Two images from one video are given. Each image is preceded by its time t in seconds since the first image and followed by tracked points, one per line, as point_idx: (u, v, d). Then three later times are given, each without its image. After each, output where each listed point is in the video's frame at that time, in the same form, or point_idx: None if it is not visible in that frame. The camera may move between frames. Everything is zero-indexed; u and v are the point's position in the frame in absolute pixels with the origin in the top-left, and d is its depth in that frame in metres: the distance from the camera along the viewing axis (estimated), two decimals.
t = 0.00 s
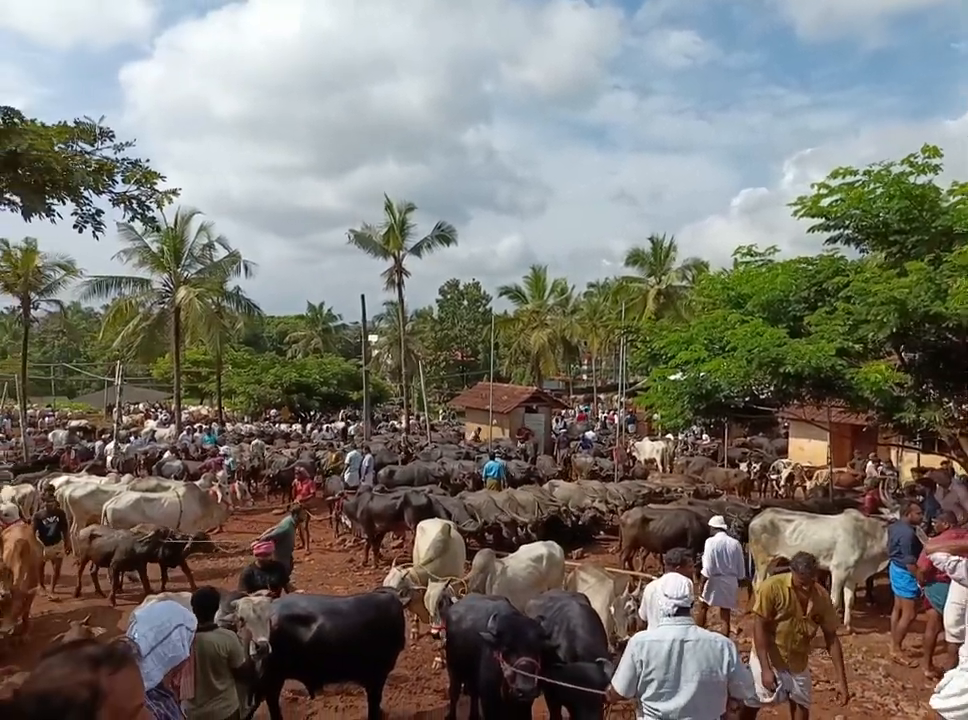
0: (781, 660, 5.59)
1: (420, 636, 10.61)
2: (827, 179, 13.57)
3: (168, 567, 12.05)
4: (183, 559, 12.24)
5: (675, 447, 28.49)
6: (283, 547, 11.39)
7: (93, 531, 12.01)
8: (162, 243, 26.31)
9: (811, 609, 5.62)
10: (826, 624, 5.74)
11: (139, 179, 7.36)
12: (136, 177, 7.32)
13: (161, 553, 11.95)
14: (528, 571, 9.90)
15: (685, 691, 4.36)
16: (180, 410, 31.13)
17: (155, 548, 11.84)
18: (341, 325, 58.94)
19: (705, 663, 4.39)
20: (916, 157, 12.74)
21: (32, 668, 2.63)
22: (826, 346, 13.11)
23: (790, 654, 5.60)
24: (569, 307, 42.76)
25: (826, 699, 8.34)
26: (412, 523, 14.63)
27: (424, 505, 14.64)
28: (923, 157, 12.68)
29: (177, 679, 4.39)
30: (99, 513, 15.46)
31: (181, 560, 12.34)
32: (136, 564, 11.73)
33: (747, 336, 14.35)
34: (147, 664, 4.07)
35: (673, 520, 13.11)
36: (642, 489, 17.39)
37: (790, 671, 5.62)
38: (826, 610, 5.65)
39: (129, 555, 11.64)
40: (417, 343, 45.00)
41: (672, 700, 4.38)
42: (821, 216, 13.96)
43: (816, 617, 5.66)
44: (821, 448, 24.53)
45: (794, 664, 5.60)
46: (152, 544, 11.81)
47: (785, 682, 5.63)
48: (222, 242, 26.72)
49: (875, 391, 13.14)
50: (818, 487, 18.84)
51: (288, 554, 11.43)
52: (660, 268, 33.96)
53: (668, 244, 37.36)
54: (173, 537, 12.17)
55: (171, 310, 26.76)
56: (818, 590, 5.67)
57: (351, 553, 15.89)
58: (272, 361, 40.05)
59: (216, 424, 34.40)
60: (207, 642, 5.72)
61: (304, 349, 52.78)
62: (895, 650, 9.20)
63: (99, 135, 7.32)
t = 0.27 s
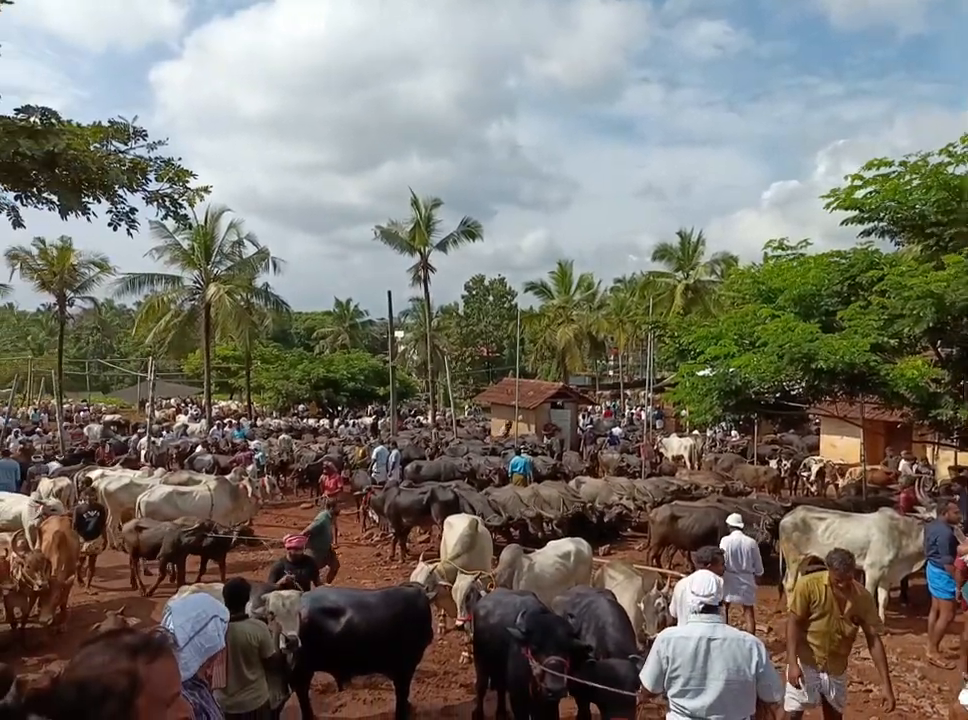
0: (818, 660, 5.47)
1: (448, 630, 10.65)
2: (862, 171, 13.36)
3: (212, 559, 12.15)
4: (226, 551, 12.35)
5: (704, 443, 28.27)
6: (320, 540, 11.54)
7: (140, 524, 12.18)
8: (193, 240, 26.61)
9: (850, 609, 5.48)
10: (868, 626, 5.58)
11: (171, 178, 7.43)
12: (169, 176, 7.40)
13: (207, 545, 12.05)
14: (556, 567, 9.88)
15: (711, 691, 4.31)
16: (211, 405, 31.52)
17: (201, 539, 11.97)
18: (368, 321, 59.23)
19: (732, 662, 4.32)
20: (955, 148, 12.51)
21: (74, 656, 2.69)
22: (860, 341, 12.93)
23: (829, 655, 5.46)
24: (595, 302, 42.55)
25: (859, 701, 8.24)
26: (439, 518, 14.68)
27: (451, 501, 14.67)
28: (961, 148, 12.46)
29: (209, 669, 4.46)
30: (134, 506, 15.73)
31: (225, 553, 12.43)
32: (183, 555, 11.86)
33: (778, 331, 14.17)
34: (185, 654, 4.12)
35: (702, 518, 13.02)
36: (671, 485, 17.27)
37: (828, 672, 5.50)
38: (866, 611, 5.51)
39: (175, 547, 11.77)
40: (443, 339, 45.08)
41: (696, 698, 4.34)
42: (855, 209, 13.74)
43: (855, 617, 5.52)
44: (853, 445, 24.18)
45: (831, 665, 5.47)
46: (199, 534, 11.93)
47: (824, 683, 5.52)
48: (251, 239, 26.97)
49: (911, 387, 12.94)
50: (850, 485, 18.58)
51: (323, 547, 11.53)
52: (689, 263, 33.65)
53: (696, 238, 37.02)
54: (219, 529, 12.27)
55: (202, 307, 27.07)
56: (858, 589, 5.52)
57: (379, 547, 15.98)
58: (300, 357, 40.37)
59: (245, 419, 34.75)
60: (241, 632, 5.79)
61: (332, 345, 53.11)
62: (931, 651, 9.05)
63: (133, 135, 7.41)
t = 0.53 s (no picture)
0: (850, 673, 5.32)
1: (471, 629, 10.67)
2: (894, 169, 13.16)
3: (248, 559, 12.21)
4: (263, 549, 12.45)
5: (730, 445, 28.00)
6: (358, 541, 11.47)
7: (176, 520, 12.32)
8: (221, 240, 26.91)
9: (880, 619, 5.37)
10: (899, 635, 5.45)
11: (202, 179, 7.52)
12: (199, 177, 7.49)
13: (244, 544, 12.14)
14: (580, 568, 9.84)
15: (736, 698, 4.26)
16: (237, 404, 31.86)
17: (238, 538, 12.07)
18: (392, 321, 59.46)
19: (757, 667, 4.26)
20: None
21: (107, 649, 2.72)
22: (892, 343, 12.74)
23: (861, 667, 5.31)
24: (620, 302, 42.32)
25: (890, 708, 8.11)
26: (463, 517, 14.71)
27: (474, 500, 14.69)
28: None
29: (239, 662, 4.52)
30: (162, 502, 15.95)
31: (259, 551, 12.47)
32: (222, 552, 11.97)
33: (807, 331, 14.00)
34: (214, 649, 4.17)
35: (728, 521, 12.91)
36: (697, 487, 17.13)
37: (860, 686, 5.35)
38: (896, 620, 5.40)
39: (217, 544, 11.90)
40: (467, 338, 45.13)
41: (720, 702, 4.30)
42: (886, 208, 13.54)
43: (886, 628, 5.39)
44: (884, 448, 23.82)
45: (865, 678, 5.33)
46: (236, 532, 12.06)
47: (857, 697, 5.35)
48: (278, 239, 27.20)
49: (944, 389, 12.73)
50: (879, 488, 18.30)
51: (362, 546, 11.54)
52: (715, 262, 33.35)
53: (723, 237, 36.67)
54: (255, 527, 12.37)
55: (230, 306, 27.37)
56: (887, 598, 5.42)
57: (403, 545, 16.04)
58: (325, 356, 40.65)
59: (271, 417, 35.05)
60: (268, 626, 5.84)
61: (357, 345, 53.42)
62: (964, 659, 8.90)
63: (164, 137, 7.50)
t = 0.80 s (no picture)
0: (877, 687, 4.98)
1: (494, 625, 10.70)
2: (924, 163, 12.97)
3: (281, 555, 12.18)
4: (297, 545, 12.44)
5: (755, 443, 27.75)
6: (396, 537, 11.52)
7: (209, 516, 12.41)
8: (245, 238, 27.15)
9: (902, 625, 5.02)
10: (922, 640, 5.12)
11: (228, 177, 7.59)
12: (225, 175, 7.56)
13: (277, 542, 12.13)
14: (602, 566, 9.80)
15: (759, 700, 4.23)
16: (261, 400, 32.14)
17: (271, 536, 12.13)
18: (414, 318, 59.60)
19: (781, 669, 4.21)
20: None
21: (136, 641, 2.72)
22: (922, 340, 12.57)
23: (889, 679, 4.98)
24: (643, 299, 42.08)
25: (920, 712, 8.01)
26: (485, 514, 14.74)
27: (497, 497, 14.71)
28: None
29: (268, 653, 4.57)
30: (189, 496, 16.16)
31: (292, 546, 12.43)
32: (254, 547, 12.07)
33: (835, 328, 13.84)
34: (242, 642, 4.23)
35: (753, 521, 12.81)
36: (721, 485, 17.00)
37: (890, 700, 5.00)
38: (918, 624, 5.06)
39: (250, 540, 12.04)
40: (489, 335, 45.13)
41: (742, 702, 4.29)
42: (917, 202, 13.34)
43: (909, 634, 5.05)
44: (913, 448, 23.47)
45: (893, 690, 4.99)
46: (269, 531, 12.10)
47: (887, 712, 5.00)
48: (301, 237, 27.38)
49: None
50: (908, 489, 18.05)
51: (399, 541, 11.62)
52: (740, 259, 33.04)
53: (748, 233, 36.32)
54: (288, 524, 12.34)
55: (254, 303, 27.60)
56: (906, 601, 5.08)
57: (426, 541, 16.10)
58: (348, 353, 40.87)
59: (294, 413, 35.32)
60: (293, 619, 5.91)
61: (379, 341, 53.65)
62: None
63: (191, 136, 7.58)
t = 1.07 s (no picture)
0: (906, 687, 4.95)
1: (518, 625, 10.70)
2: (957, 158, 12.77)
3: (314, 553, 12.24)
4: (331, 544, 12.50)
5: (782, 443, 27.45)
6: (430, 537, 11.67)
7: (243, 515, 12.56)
8: (271, 238, 27.39)
9: (929, 623, 4.93)
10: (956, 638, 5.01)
11: (255, 178, 7.67)
12: (253, 176, 7.64)
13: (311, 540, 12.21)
14: (628, 565, 9.78)
15: (786, 701, 4.19)
16: (286, 399, 32.40)
17: (305, 533, 12.22)
18: (437, 317, 59.73)
19: (807, 673, 4.15)
20: None
21: (166, 636, 2.70)
22: (955, 338, 12.37)
23: (917, 680, 4.92)
24: (667, 297, 41.81)
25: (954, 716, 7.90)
26: (508, 513, 14.74)
27: (521, 496, 14.71)
28: None
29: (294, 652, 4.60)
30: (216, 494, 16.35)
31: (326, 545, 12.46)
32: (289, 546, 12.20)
33: (865, 327, 13.67)
34: (271, 638, 4.26)
35: (781, 522, 12.69)
36: (747, 486, 16.84)
37: (920, 699, 4.95)
38: (949, 621, 4.95)
39: (282, 537, 12.15)
40: (511, 334, 45.10)
41: (767, 702, 4.25)
42: (949, 198, 13.13)
43: (938, 632, 4.95)
44: (944, 449, 23.09)
45: (923, 690, 4.93)
46: (303, 528, 12.21)
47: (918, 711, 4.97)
48: (325, 237, 27.57)
49: None
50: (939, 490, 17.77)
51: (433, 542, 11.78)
52: (766, 256, 32.73)
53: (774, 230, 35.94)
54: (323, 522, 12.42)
55: (280, 303, 27.83)
56: (934, 597, 4.97)
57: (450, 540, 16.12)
58: (372, 353, 41.05)
59: (319, 412, 35.55)
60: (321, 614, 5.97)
61: (402, 341, 53.86)
62: None
63: (220, 137, 7.67)
